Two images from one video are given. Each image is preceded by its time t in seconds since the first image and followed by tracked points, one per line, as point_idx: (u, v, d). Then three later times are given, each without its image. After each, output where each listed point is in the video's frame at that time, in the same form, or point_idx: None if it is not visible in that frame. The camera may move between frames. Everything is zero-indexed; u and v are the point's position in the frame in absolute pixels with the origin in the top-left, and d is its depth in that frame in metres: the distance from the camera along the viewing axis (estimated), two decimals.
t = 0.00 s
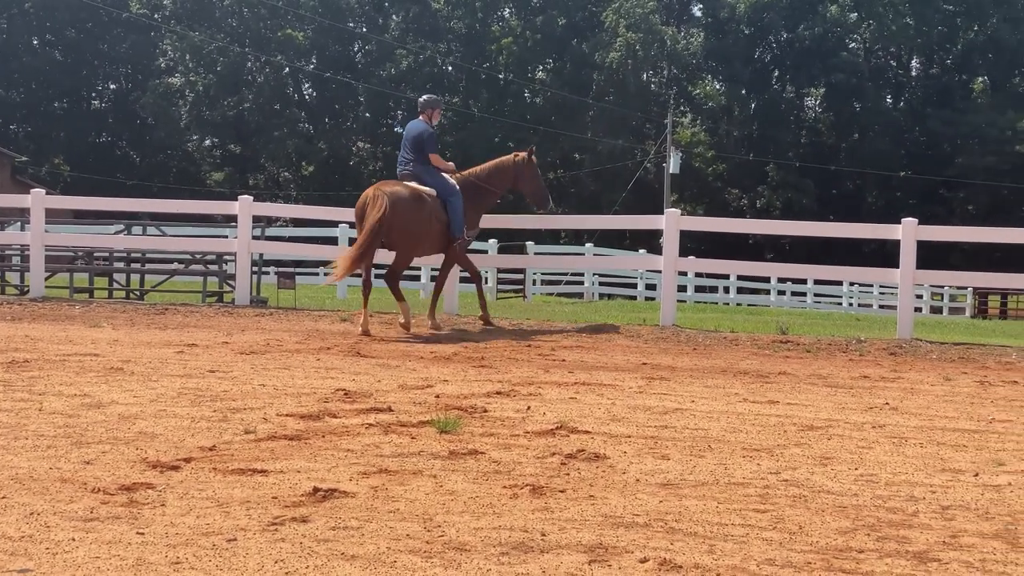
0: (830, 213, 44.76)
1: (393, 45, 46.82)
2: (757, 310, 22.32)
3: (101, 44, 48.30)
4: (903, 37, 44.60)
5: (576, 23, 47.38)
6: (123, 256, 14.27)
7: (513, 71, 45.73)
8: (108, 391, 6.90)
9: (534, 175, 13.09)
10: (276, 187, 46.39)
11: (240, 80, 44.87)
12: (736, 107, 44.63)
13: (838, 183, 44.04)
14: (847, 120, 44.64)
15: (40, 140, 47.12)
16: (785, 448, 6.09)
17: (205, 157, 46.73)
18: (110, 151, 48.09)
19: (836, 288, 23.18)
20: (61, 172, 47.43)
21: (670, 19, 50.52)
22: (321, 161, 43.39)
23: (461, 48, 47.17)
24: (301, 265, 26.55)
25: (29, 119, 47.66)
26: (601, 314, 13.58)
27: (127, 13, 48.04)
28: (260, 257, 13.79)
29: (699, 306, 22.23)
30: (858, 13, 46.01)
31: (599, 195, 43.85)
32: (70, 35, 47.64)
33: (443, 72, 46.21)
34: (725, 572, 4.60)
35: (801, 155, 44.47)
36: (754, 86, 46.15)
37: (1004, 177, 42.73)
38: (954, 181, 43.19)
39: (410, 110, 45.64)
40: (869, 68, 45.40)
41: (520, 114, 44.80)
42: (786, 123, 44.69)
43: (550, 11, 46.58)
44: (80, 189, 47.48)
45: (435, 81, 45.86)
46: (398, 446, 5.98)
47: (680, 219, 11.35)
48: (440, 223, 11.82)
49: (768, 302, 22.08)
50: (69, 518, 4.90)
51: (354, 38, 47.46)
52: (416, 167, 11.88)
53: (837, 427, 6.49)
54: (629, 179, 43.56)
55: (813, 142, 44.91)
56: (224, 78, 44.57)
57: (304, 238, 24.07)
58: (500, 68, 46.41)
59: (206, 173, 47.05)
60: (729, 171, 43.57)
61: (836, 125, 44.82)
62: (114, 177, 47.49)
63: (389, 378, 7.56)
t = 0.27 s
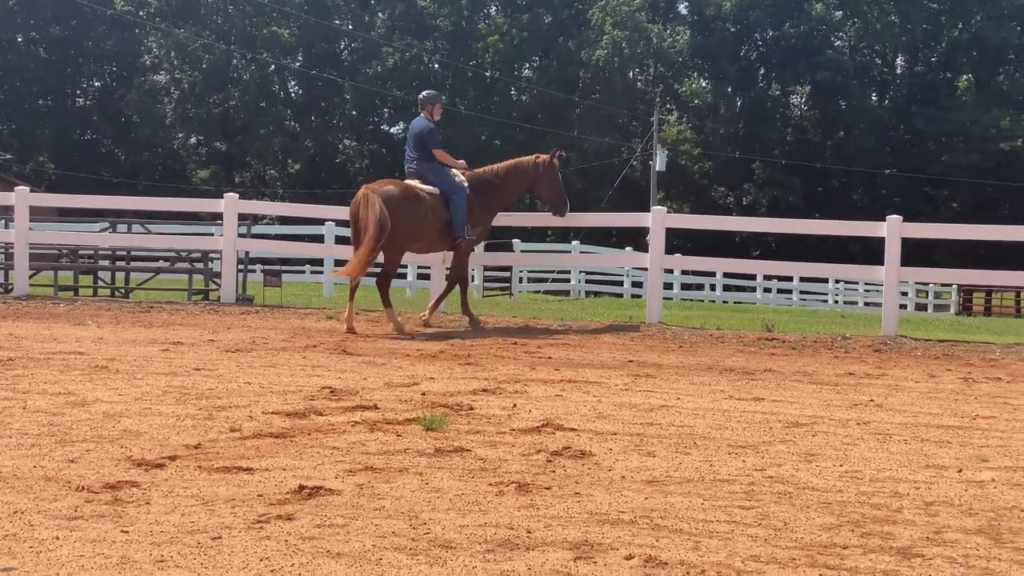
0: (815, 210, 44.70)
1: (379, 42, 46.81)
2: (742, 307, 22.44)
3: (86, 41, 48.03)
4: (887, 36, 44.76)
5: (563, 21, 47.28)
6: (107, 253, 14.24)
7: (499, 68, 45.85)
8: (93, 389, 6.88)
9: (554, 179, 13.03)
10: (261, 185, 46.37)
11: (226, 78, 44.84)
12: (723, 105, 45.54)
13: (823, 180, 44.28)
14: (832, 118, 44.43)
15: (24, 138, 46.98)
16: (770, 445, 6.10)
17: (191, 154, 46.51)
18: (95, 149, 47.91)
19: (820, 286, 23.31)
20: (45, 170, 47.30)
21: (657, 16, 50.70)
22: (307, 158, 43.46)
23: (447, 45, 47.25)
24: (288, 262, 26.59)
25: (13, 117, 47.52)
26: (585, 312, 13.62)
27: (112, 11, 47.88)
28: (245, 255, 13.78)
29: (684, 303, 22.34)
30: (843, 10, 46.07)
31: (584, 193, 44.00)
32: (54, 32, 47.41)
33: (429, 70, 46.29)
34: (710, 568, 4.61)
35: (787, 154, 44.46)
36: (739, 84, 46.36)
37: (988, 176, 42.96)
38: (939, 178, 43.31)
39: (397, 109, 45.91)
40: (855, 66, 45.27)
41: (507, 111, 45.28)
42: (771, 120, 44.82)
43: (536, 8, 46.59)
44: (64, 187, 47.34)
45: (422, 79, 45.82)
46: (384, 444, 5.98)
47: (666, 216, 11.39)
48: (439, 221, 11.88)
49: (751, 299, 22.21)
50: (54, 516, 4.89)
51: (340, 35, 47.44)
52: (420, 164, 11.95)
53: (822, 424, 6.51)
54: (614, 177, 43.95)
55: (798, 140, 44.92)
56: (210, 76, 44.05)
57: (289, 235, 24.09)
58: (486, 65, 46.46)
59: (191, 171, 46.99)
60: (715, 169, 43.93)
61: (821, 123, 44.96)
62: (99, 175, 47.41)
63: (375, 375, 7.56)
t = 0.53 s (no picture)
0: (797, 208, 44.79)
1: (362, 40, 46.96)
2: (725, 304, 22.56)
3: (67, 39, 47.62)
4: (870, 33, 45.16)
5: (547, 19, 47.40)
6: (90, 252, 14.19)
7: (482, 66, 46.09)
8: (75, 388, 6.86)
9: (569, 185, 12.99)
10: (244, 183, 46.34)
11: (208, 76, 44.75)
12: (705, 103, 45.41)
13: (806, 179, 44.74)
14: (815, 116, 45.17)
15: (6, 137, 46.69)
16: (753, 442, 6.10)
17: (173, 151, 46.68)
18: (77, 148, 47.60)
19: (804, 283, 23.45)
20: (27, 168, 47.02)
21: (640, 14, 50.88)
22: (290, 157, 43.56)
23: (430, 43, 47.47)
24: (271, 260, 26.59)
25: None
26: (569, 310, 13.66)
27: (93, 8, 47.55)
28: (228, 253, 13.76)
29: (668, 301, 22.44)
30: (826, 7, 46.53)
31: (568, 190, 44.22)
32: (36, 30, 47.06)
33: (412, 67, 46.48)
34: (693, 566, 4.62)
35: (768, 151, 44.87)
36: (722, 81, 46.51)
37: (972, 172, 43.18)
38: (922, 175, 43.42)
39: (380, 107, 46.15)
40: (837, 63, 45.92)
41: (490, 108, 45.56)
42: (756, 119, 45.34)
43: (519, 6, 46.81)
44: (45, 185, 47.07)
45: (404, 77, 46.14)
46: (367, 442, 5.97)
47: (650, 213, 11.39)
48: (445, 221, 11.99)
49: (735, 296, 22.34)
50: (35, 515, 4.87)
51: (323, 33, 47.34)
52: (427, 164, 12.01)
53: (805, 421, 6.52)
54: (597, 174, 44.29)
55: (782, 138, 45.16)
56: (192, 74, 44.28)
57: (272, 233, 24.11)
58: (469, 63, 46.66)
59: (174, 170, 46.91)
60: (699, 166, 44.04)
61: (804, 121, 45.31)
62: (80, 172, 46.96)
63: (358, 373, 7.54)
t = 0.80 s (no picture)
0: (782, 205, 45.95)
1: (346, 38, 46.74)
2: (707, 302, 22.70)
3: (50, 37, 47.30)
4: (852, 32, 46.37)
5: (530, 17, 48.12)
6: (72, 250, 14.14)
7: (466, 64, 46.45)
8: (57, 387, 6.83)
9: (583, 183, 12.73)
10: (229, 181, 46.33)
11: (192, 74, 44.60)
12: (690, 101, 46.18)
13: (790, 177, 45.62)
14: (799, 114, 45.69)
15: None
16: (736, 440, 6.12)
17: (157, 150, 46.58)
18: (59, 146, 47.34)
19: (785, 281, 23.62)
20: (10, 166, 46.77)
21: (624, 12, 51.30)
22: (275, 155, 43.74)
23: (415, 41, 47.79)
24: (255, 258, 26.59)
25: None
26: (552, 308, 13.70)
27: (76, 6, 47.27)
28: (211, 252, 13.72)
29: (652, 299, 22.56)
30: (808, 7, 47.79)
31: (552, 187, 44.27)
32: (19, 27, 46.57)
33: (397, 66, 46.80)
34: (676, 564, 4.62)
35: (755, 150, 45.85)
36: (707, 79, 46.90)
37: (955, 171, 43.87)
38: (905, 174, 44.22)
39: (364, 105, 46.67)
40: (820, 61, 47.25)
41: (474, 106, 45.45)
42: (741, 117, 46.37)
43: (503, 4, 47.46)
44: (29, 183, 46.82)
45: (389, 75, 46.46)
46: (350, 441, 5.97)
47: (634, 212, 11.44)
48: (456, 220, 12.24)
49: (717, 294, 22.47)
50: (17, 515, 4.85)
51: (307, 31, 47.22)
52: (441, 166, 12.37)
53: (788, 418, 6.54)
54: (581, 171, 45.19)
55: (765, 136, 46.16)
56: (176, 71, 43.85)
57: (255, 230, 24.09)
58: (454, 61, 47.10)
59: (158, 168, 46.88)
60: (682, 164, 44.55)
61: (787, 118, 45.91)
62: (65, 171, 46.66)
63: (342, 371, 7.54)
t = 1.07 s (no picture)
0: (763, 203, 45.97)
1: (325, 36, 47.26)
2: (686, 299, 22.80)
3: (28, 34, 47.03)
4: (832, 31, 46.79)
5: (511, 14, 48.43)
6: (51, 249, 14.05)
7: (447, 62, 46.87)
8: (34, 387, 6.79)
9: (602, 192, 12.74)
10: (208, 179, 46.23)
11: (171, 72, 44.34)
12: (670, 99, 45.98)
13: (770, 176, 45.71)
14: (780, 113, 45.97)
15: None
16: (715, 439, 6.13)
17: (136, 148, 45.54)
18: (37, 144, 46.92)
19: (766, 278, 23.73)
20: None
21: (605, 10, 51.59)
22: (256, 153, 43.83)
23: (394, 39, 47.90)
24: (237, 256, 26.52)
25: None
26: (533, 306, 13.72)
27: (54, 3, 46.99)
28: (190, 250, 13.66)
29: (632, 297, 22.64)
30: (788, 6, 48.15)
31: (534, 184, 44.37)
32: None
33: (377, 64, 46.91)
34: (654, 562, 4.63)
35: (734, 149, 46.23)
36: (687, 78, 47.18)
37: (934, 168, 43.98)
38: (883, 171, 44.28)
39: (344, 103, 47.34)
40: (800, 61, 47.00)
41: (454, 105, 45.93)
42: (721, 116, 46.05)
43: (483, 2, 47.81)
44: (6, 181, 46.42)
45: (368, 73, 46.73)
46: (329, 440, 5.95)
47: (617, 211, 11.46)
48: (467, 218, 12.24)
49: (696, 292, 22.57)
50: None
51: (287, 29, 47.25)
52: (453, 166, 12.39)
53: (767, 417, 6.55)
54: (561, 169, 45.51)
55: (746, 134, 46.21)
56: (155, 69, 43.62)
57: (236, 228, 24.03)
58: (434, 59, 47.40)
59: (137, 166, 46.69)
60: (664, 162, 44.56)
61: (768, 116, 46.06)
62: (44, 169, 46.30)
63: (321, 370, 7.52)
